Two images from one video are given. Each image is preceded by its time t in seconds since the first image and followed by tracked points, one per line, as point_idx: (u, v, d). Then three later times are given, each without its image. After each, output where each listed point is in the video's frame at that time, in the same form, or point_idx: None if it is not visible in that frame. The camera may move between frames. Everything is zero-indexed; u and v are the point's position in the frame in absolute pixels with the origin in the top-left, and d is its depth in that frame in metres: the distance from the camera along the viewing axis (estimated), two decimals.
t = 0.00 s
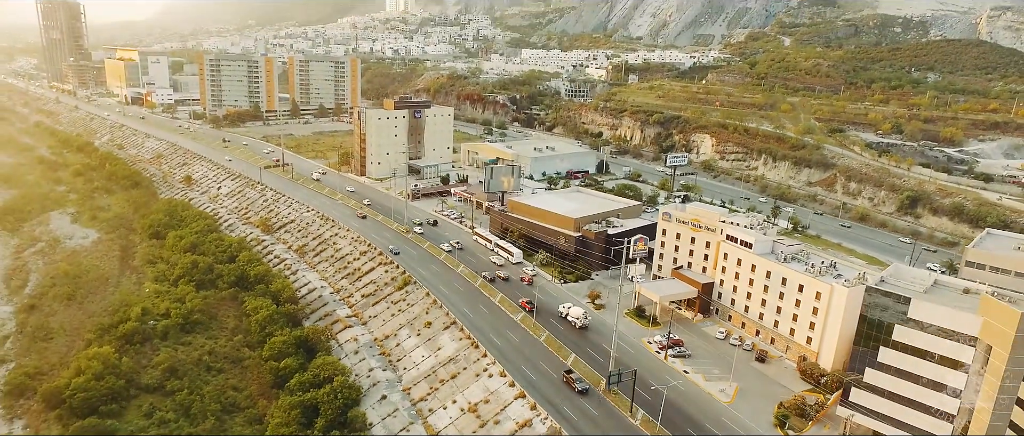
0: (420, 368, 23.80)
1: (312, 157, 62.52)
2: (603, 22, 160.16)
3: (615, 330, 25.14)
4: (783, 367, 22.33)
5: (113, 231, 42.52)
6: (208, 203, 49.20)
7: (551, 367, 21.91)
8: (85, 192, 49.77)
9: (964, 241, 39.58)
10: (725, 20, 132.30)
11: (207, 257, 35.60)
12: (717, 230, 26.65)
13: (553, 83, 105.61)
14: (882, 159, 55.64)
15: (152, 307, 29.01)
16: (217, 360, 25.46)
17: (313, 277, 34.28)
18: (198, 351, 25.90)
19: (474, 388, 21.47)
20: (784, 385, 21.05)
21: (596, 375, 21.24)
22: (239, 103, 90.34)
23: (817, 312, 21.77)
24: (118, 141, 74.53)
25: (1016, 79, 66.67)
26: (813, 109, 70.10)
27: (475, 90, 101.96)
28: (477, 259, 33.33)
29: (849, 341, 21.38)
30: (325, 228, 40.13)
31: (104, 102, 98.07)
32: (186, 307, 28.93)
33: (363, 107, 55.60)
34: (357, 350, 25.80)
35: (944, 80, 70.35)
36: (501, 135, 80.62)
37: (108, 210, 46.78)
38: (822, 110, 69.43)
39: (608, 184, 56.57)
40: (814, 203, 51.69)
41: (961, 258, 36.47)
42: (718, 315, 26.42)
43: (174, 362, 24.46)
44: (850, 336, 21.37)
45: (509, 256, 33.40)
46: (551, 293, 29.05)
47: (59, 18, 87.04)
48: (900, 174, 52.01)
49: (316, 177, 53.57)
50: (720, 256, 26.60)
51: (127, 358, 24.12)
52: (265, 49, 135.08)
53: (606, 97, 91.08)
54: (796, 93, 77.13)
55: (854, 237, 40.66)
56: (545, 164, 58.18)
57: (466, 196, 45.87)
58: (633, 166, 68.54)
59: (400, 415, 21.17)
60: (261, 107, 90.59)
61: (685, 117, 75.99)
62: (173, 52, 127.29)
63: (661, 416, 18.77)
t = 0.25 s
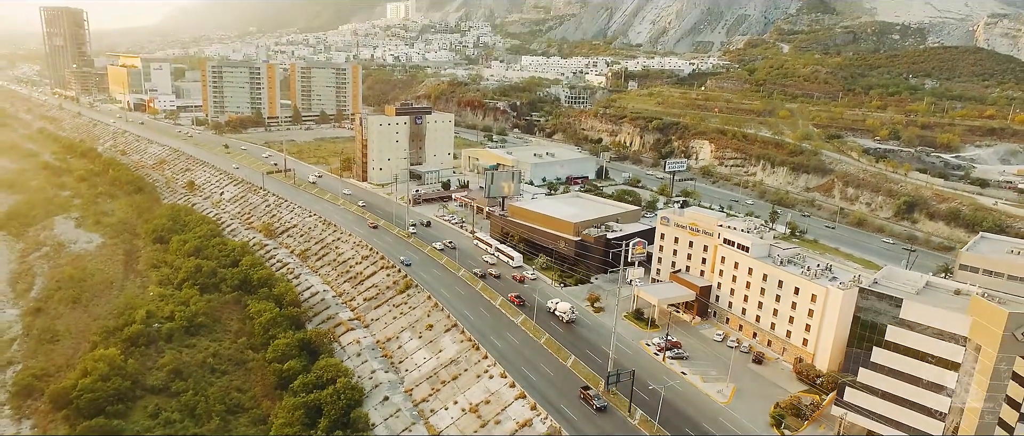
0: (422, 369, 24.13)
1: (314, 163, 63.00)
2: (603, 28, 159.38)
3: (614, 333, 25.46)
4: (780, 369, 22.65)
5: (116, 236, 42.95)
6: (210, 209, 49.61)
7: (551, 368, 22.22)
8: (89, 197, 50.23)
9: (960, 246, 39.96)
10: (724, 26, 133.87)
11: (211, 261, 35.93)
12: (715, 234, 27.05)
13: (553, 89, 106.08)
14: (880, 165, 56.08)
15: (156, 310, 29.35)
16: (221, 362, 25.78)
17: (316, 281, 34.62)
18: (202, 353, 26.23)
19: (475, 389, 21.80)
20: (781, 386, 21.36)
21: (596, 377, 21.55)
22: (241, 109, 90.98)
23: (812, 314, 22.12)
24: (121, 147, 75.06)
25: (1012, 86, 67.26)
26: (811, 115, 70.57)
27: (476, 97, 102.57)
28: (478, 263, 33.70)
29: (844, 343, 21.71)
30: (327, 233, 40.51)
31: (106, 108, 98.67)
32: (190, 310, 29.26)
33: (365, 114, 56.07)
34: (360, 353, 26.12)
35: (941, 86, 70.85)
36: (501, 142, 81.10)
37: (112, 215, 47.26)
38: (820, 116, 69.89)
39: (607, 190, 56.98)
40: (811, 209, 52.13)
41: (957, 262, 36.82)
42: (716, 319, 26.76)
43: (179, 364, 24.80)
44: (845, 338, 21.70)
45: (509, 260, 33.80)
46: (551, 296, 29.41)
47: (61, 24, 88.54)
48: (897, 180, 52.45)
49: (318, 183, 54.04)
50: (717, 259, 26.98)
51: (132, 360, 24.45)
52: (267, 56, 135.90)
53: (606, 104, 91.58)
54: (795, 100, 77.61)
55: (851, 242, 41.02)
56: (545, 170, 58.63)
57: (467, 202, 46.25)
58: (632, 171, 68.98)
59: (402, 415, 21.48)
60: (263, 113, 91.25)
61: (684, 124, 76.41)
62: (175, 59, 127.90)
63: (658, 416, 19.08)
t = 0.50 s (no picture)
0: (424, 371, 24.47)
1: (316, 169, 63.43)
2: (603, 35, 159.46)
3: (613, 335, 25.79)
4: (777, 370, 22.98)
5: (120, 240, 43.36)
6: (213, 214, 49.99)
7: (552, 369, 22.53)
8: (93, 203, 50.68)
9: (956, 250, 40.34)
10: (723, 33, 134.30)
11: (215, 265, 36.24)
12: (712, 238, 27.43)
13: (553, 96, 106.60)
14: (877, 170, 56.52)
15: (162, 313, 29.68)
16: (225, 364, 26.11)
17: (318, 284, 34.95)
18: (207, 355, 26.55)
19: (477, 390, 22.13)
20: (777, 387, 21.68)
21: (595, 378, 21.86)
22: (243, 115, 91.54)
23: (808, 316, 22.46)
24: (123, 152, 75.53)
25: (1009, 93, 67.88)
26: (809, 121, 71.05)
27: (476, 104, 103.16)
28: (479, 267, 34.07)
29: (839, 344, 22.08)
30: (329, 238, 40.89)
31: (109, 115, 99.20)
32: (195, 313, 29.60)
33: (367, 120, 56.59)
34: (362, 355, 26.44)
35: (939, 93, 71.37)
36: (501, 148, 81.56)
37: (116, 221, 47.72)
38: (818, 122, 70.34)
39: (607, 195, 57.38)
40: (809, 214, 52.56)
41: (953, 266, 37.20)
42: (714, 321, 27.11)
43: (184, 366, 25.12)
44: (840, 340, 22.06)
45: (510, 264, 34.18)
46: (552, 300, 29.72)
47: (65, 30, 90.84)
48: (894, 185, 52.90)
49: (320, 188, 54.59)
50: (715, 263, 27.36)
51: (139, 362, 24.77)
52: (268, 63, 136.62)
53: (606, 111, 92.05)
54: (794, 106, 78.06)
55: (848, 246, 41.38)
56: (545, 175, 59.10)
57: (468, 207, 46.68)
58: (632, 177, 69.41)
59: (404, 416, 21.77)
60: (265, 120, 91.75)
61: (683, 130, 76.80)
62: (177, 66, 128.49)
63: (657, 417, 19.39)
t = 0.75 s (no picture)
0: (426, 373, 24.78)
1: (318, 175, 63.91)
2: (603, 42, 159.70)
3: (612, 337, 26.13)
4: (774, 372, 23.32)
5: (124, 245, 43.73)
6: (216, 219, 50.39)
7: (551, 371, 22.86)
8: (96, 209, 51.11)
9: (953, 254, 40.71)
10: (722, 40, 134.56)
11: (218, 269, 36.58)
12: (710, 242, 27.79)
13: (553, 102, 107.05)
14: (875, 176, 56.96)
15: (166, 316, 30.02)
16: (229, 366, 26.42)
17: (321, 288, 35.25)
18: (210, 357, 26.87)
19: (478, 391, 22.44)
20: (775, 388, 22.00)
21: (595, 379, 22.15)
22: (245, 121, 92.20)
23: (805, 319, 22.83)
24: (126, 158, 76.03)
25: (1005, 99, 68.46)
26: (808, 127, 71.53)
27: (477, 110, 103.75)
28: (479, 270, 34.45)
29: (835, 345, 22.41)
30: (331, 243, 41.26)
31: (111, 121, 99.82)
32: (199, 316, 29.93)
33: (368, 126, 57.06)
34: (364, 357, 26.75)
35: (936, 100, 71.89)
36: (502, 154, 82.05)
37: (119, 225, 48.14)
38: (816, 128, 70.83)
39: (606, 200, 57.77)
40: (807, 219, 52.96)
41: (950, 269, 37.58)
42: (712, 324, 27.47)
43: (189, 368, 25.45)
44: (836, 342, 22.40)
45: (510, 267, 34.56)
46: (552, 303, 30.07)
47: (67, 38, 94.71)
48: (891, 190, 53.32)
49: (322, 194, 55.11)
50: (713, 266, 27.71)
51: (144, 364, 25.08)
52: (269, 70, 137.48)
53: (605, 117, 92.54)
54: (792, 112, 78.56)
55: (846, 250, 41.73)
56: (545, 181, 59.55)
57: (469, 212, 47.12)
58: (631, 183, 69.85)
59: (406, 417, 22.06)
60: (266, 126, 92.26)
61: (682, 136, 77.15)
62: (179, 72, 129.33)
63: (656, 417, 19.69)
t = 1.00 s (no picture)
0: (427, 375, 25.11)
1: (319, 180, 64.37)
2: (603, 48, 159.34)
3: (611, 340, 26.44)
4: (770, 374, 23.65)
5: (127, 250, 44.12)
6: (218, 224, 50.81)
7: (551, 372, 23.20)
8: (100, 214, 51.55)
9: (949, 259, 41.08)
10: (721, 47, 133.38)
11: (221, 273, 36.94)
12: (708, 246, 28.20)
13: (553, 109, 107.56)
14: (872, 181, 57.38)
15: (170, 319, 30.35)
16: (233, 369, 26.73)
17: (323, 293, 35.57)
18: (215, 360, 27.19)
19: (479, 393, 22.76)
20: (771, 389, 22.34)
21: (594, 381, 22.46)
22: (247, 128, 92.77)
23: (801, 321, 23.20)
24: (129, 164, 76.55)
25: (1002, 105, 69.02)
26: (806, 133, 72.01)
27: (477, 117, 104.35)
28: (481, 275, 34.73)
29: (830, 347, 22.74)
30: (333, 247, 41.64)
31: (114, 127, 100.43)
32: (202, 320, 30.24)
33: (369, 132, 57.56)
34: (367, 360, 27.06)
35: (934, 106, 72.44)
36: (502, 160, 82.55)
37: (122, 231, 48.58)
38: (814, 134, 71.31)
39: (606, 206, 58.14)
40: (805, 224, 53.37)
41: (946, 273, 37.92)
42: (710, 327, 27.85)
43: (193, 370, 25.78)
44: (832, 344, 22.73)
45: (510, 272, 34.96)
46: (552, 307, 30.42)
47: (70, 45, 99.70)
48: (889, 195, 53.73)
49: (324, 199, 55.61)
50: (711, 270, 28.10)
51: (149, 366, 25.39)
52: (271, 77, 138.34)
53: (605, 123, 93.03)
54: (791, 118, 79.05)
55: (844, 255, 42.07)
56: (545, 187, 59.98)
57: (469, 217, 47.58)
58: (631, 189, 70.32)
59: (408, 418, 22.37)
60: (268, 132, 92.79)
61: (681, 143, 77.48)
62: (181, 80, 130.23)
63: (654, 417, 20.01)
